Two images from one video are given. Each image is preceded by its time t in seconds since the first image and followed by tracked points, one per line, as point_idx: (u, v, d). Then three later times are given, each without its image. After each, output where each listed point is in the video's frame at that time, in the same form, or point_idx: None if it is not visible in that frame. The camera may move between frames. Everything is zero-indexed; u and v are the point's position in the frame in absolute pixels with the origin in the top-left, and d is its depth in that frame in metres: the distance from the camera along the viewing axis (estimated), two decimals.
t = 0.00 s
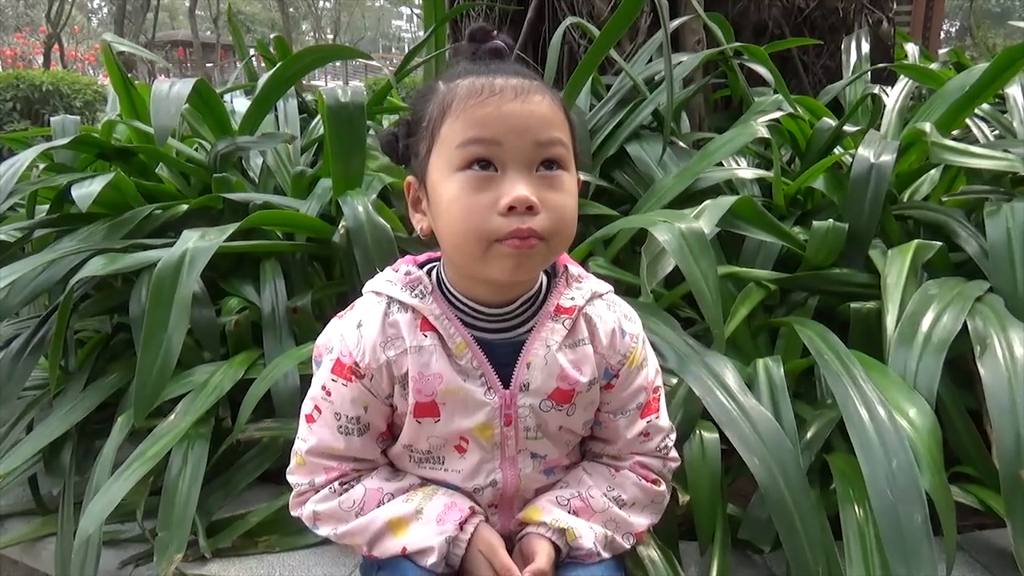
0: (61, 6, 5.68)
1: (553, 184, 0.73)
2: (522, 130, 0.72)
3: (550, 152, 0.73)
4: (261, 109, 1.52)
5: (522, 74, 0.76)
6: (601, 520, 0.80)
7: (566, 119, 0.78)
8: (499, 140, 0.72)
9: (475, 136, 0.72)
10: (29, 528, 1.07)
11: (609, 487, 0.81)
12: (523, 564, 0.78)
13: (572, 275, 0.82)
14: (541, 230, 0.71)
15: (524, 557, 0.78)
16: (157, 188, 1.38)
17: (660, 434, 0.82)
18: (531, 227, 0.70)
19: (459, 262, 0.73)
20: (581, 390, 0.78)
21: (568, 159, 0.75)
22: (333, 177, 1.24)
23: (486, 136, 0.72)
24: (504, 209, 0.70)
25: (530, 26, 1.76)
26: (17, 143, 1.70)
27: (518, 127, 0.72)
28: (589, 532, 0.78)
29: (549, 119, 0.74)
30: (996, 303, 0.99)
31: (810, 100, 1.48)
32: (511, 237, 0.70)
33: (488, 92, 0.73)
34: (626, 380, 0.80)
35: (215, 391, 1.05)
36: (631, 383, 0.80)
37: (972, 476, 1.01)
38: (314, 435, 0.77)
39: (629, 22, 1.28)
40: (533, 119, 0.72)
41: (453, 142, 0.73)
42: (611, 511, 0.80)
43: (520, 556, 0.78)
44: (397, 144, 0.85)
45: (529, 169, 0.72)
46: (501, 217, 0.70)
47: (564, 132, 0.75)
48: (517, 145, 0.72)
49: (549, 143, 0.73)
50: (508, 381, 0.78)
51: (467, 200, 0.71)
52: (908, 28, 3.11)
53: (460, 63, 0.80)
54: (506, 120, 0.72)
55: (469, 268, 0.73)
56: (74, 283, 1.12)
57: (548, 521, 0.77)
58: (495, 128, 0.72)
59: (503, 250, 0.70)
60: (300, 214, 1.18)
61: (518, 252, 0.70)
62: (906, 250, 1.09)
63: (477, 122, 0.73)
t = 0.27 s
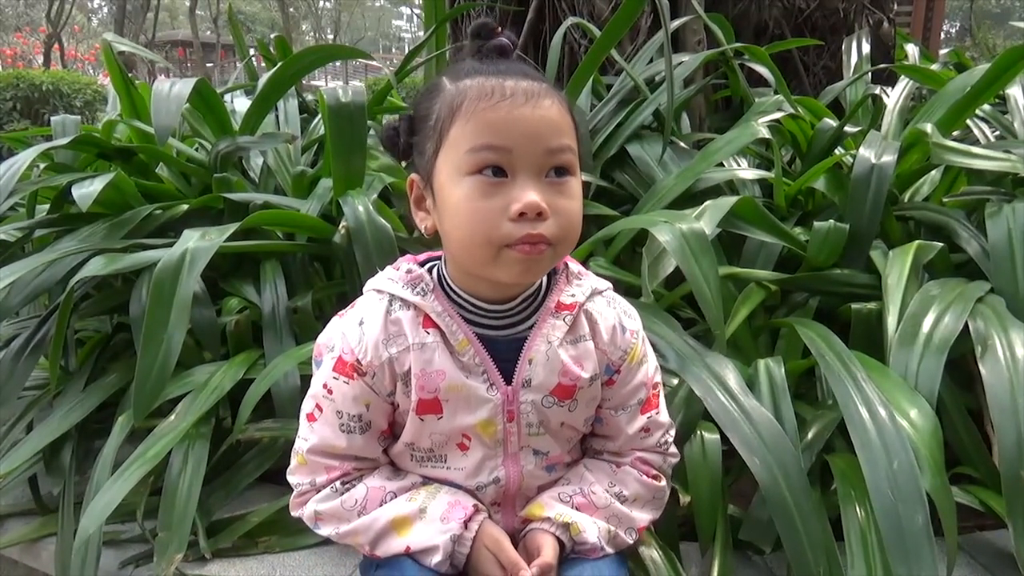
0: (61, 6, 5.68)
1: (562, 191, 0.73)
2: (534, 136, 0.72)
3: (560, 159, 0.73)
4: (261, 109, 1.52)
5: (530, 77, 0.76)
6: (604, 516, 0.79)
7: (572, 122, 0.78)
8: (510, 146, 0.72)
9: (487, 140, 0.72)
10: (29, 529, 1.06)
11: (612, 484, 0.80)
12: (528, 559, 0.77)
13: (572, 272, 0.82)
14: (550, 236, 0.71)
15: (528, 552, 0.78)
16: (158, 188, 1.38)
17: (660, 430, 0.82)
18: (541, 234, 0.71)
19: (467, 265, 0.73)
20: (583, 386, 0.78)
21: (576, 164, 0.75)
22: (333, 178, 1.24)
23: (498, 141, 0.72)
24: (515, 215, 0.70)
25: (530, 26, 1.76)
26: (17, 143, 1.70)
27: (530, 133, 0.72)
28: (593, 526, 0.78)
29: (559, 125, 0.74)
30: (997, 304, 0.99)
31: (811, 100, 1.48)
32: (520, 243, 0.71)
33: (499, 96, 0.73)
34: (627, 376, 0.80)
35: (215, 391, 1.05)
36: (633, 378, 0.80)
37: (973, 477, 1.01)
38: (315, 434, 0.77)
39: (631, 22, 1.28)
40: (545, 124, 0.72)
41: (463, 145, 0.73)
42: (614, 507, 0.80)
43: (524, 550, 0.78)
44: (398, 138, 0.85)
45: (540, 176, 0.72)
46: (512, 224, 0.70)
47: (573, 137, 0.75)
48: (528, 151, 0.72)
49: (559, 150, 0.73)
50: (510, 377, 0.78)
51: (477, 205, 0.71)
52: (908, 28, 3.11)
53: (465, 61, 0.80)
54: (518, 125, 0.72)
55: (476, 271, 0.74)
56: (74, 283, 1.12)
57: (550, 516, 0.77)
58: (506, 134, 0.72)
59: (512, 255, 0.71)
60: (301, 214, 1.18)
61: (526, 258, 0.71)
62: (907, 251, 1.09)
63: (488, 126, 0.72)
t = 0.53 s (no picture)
0: (61, 6, 5.67)
1: (565, 197, 0.73)
2: (537, 144, 0.72)
3: (562, 165, 0.73)
4: (261, 108, 1.51)
5: (531, 78, 0.76)
6: (607, 508, 0.80)
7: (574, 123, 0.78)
8: (514, 153, 0.72)
9: (491, 147, 0.72)
10: (29, 528, 1.06)
11: (614, 476, 0.81)
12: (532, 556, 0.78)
13: (570, 267, 0.83)
14: (552, 243, 0.72)
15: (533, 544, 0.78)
16: (158, 187, 1.38)
17: (660, 422, 0.83)
18: (543, 241, 0.71)
19: (469, 269, 0.74)
20: (582, 378, 0.79)
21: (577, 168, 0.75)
22: (333, 177, 1.24)
23: (502, 148, 0.72)
24: (519, 223, 0.71)
25: (531, 26, 1.76)
26: (17, 143, 1.70)
27: (533, 140, 0.72)
28: (597, 516, 0.79)
29: (562, 130, 0.74)
30: (998, 304, 0.99)
31: (811, 100, 1.48)
32: (523, 250, 0.71)
33: (503, 101, 0.73)
34: (626, 370, 0.81)
35: (215, 391, 1.05)
36: (632, 371, 0.81)
37: (973, 477, 1.01)
38: (318, 432, 0.76)
39: (631, 21, 1.28)
40: (549, 131, 0.72)
41: (466, 151, 0.73)
42: (617, 499, 0.80)
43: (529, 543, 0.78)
44: (397, 135, 0.84)
45: (543, 182, 0.72)
46: (515, 231, 0.71)
47: (575, 142, 0.75)
48: (532, 158, 0.72)
49: (562, 156, 0.73)
50: (510, 371, 0.78)
51: (481, 212, 0.71)
52: (908, 29, 3.11)
53: (465, 59, 0.80)
54: (522, 132, 0.72)
55: (478, 274, 0.74)
56: (74, 283, 1.12)
57: (554, 507, 0.78)
58: (510, 141, 0.72)
59: (514, 262, 0.72)
60: (301, 214, 1.18)
61: (529, 264, 0.72)
62: (907, 251, 1.09)
63: (491, 133, 0.72)
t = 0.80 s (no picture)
0: (60, 7, 5.67)
1: (558, 201, 0.74)
2: (533, 148, 0.72)
3: (556, 168, 0.74)
4: (259, 108, 1.51)
5: (525, 80, 0.76)
6: (609, 467, 0.81)
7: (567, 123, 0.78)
8: (510, 157, 0.72)
9: (487, 151, 0.72)
10: (27, 529, 1.06)
11: (616, 440, 0.83)
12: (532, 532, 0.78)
13: (561, 263, 0.84)
14: (545, 246, 0.72)
15: (534, 499, 0.78)
16: (156, 187, 1.37)
17: (658, 402, 0.84)
18: (537, 245, 0.72)
19: (463, 270, 0.75)
20: (577, 370, 0.80)
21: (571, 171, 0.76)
22: (332, 177, 1.24)
23: (499, 153, 0.72)
24: (513, 227, 0.71)
25: (529, 25, 1.76)
26: (15, 143, 1.69)
27: (529, 145, 0.72)
28: (599, 477, 0.80)
29: (556, 133, 0.74)
30: (996, 302, 0.99)
31: (810, 99, 1.48)
32: (517, 253, 0.72)
33: (499, 104, 0.73)
34: (622, 360, 0.82)
35: (214, 391, 1.05)
36: (628, 361, 0.83)
37: (971, 475, 1.01)
38: (318, 433, 0.75)
39: (629, 20, 1.27)
40: (544, 136, 0.72)
41: (462, 154, 0.73)
42: (619, 458, 0.81)
43: (530, 496, 0.78)
44: (388, 129, 0.83)
45: (538, 186, 0.72)
46: (509, 235, 0.71)
47: (569, 145, 0.75)
48: (527, 162, 0.72)
49: (557, 161, 0.73)
50: (506, 364, 0.79)
51: (476, 215, 0.72)
52: (908, 29, 3.11)
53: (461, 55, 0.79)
54: (518, 137, 0.72)
55: (472, 275, 0.75)
56: (72, 282, 1.12)
57: (556, 466, 0.79)
58: (506, 145, 0.72)
59: (508, 265, 0.72)
60: (299, 214, 1.18)
61: (522, 268, 0.72)
62: (905, 249, 1.09)
63: (487, 137, 0.72)
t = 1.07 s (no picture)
0: (59, 8, 5.66)
1: (548, 201, 0.74)
2: (522, 149, 0.72)
3: (546, 169, 0.73)
4: (258, 109, 1.51)
5: (515, 80, 0.76)
6: (610, 446, 0.81)
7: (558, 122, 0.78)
8: (499, 158, 0.72)
9: (477, 152, 0.72)
10: (25, 530, 1.06)
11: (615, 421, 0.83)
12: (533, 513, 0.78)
13: (553, 261, 0.85)
14: (535, 247, 0.73)
15: (534, 475, 0.78)
16: (154, 188, 1.37)
17: (654, 388, 0.85)
18: (527, 245, 0.72)
19: (453, 270, 0.75)
20: (570, 366, 0.80)
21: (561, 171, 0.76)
22: (330, 178, 1.24)
23: (488, 154, 0.72)
24: (503, 227, 0.71)
25: (528, 26, 1.76)
26: (13, 144, 1.69)
27: (518, 146, 0.72)
28: (598, 456, 0.80)
29: (546, 134, 0.74)
30: (994, 302, 0.99)
31: (808, 99, 1.48)
32: (507, 254, 0.72)
33: (488, 105, 0.72)
34: (619, 356, 0.82)
35: (212, 392, 1.05)
36: (625, 356, 0.83)
37: (969, 475, 1.01)
38: (315, 435, 0.75)
39: (627, 21, 1.27)
40: (533, 136, 0.72)
41: (452, 154, 0.73)
42: (619, 437, 0.82)
43: (529, 474, 0.78)
44: (378, 129, 0.83)
45: (527, 186, 0.72)
46: (499, 235, 0.71)
47: (559, 145, 0.75)
48: (516, 163, 0.72)
49: (546, 161, 0.73)
50: (500, 361, 0.79)
51: (466, 216, 0.72)
52: (906, 29, 3.11)
53: (452, 55, 0.79)
54: (507, 138, 0.72)
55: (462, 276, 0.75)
56: (70, 283, 1.12)
57: (556, 446, 0.79)
58: (495, 146, 0.72)
59: (499, 265, 0.72)
60: (297, 215, 1.18)
61: (512, 269, 0.73)
62: (903, 249, 1.09)
63: (477, 138, 0.72)
